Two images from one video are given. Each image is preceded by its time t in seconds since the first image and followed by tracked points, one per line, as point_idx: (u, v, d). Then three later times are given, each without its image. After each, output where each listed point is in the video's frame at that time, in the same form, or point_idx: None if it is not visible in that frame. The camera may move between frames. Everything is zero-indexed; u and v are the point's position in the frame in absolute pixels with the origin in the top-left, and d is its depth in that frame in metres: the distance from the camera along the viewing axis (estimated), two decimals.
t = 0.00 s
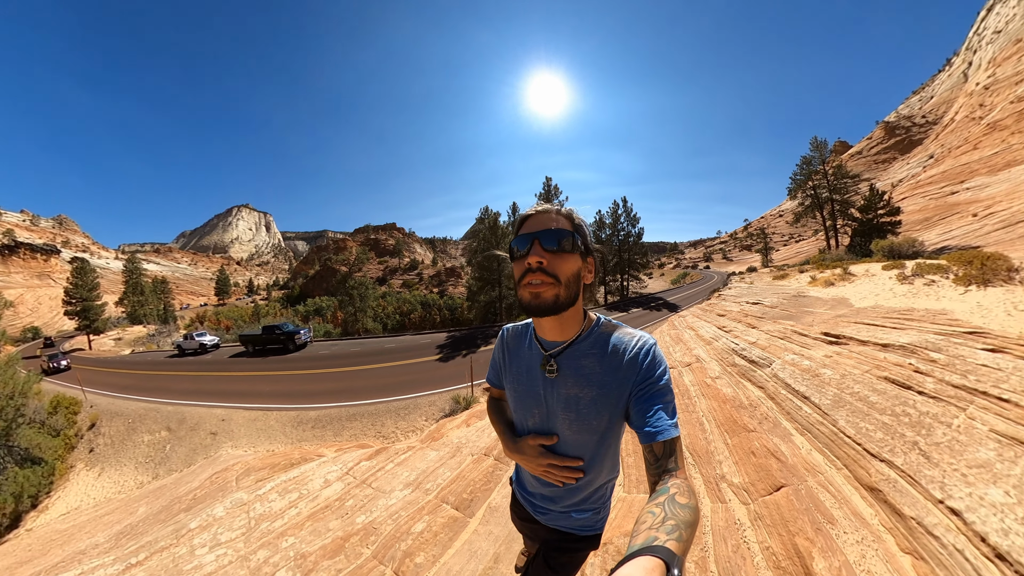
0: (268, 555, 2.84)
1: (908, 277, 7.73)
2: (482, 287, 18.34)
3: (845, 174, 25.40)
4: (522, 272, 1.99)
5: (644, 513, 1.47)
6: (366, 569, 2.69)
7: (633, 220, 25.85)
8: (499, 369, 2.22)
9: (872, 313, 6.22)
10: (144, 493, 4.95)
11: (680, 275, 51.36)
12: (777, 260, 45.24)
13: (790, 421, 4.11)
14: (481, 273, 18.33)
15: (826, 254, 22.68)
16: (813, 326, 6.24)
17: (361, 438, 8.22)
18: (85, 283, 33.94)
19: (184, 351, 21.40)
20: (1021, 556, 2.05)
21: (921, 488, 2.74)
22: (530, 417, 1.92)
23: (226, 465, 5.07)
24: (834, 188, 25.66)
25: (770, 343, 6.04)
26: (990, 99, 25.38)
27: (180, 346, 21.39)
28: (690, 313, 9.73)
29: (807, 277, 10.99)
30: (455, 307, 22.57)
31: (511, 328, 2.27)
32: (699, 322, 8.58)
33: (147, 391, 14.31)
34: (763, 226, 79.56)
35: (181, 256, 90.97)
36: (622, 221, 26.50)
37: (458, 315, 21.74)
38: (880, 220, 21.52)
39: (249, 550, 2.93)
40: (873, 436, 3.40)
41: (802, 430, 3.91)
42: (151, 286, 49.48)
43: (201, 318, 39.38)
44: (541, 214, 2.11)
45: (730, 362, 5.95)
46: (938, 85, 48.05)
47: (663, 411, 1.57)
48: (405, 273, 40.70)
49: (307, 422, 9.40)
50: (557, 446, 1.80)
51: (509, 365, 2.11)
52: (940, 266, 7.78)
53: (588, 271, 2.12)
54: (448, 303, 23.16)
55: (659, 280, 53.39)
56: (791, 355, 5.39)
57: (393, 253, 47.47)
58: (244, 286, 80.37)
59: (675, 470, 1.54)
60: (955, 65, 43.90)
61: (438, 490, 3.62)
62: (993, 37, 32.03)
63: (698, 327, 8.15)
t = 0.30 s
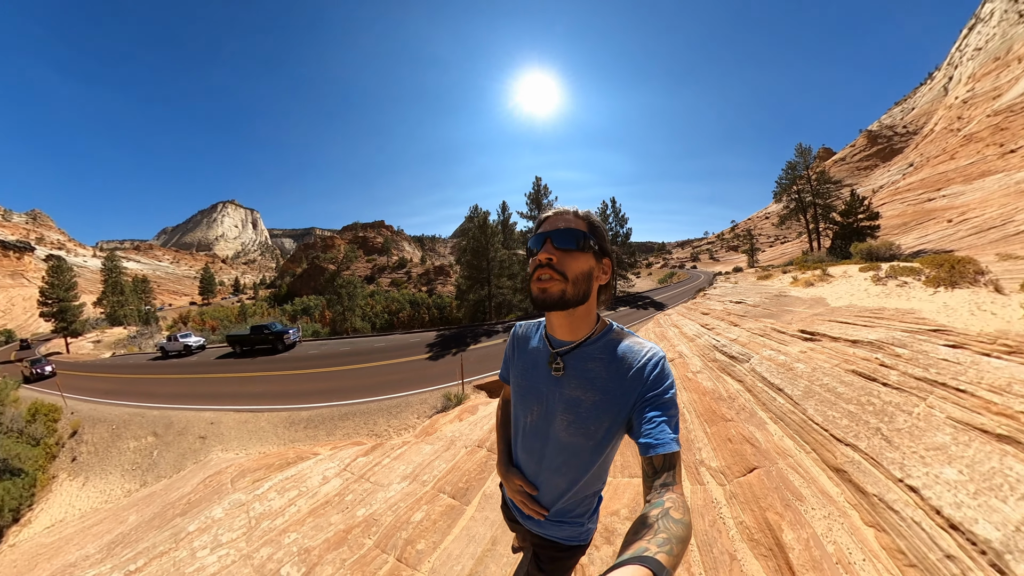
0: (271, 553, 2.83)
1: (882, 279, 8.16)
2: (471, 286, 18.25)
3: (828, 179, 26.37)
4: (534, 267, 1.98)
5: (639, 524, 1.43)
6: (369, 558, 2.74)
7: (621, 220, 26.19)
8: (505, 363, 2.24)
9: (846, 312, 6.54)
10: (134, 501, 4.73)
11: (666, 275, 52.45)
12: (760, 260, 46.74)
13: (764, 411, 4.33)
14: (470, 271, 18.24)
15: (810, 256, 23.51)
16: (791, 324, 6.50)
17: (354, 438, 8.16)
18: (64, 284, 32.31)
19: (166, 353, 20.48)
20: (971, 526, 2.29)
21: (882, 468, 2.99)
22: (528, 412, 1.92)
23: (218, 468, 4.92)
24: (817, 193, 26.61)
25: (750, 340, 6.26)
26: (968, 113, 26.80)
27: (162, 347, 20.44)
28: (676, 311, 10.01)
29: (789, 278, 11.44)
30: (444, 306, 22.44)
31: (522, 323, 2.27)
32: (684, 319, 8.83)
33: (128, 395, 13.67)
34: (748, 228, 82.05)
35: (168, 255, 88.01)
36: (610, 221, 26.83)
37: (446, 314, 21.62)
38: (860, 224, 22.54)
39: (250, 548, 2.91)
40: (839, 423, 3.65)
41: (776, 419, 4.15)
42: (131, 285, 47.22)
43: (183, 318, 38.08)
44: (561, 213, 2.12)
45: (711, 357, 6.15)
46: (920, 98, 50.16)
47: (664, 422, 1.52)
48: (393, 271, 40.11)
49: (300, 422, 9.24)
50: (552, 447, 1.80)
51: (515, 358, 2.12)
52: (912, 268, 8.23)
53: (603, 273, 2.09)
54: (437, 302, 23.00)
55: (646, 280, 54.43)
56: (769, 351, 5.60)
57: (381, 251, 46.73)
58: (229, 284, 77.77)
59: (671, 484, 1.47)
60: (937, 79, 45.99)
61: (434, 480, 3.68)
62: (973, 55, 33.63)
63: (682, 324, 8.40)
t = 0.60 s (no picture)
0: (276, 550, 2.88)
1: (865, 280, 8.46)
2: (464, 285, 18.22)
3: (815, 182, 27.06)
4: (539, 270, 1.95)
5: (639, 522, 1.42)
6: (374, 549, 2.78)
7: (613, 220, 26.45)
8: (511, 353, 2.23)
9: (828, 311, 6.78)
10: (128, 506, 4.63)
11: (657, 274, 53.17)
12: (751, 260, 47.63)
13: (746, 403, 4.45)
14: (463, 270, 18.20)
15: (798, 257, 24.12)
16: (775, 323, 6.68)
17: (349, 436, 8.10)
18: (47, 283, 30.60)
19: (153, 355, 19.88)
20: (935, 505, 2.45)
21: (854, 455, 3.14)
22: (528, 400, 1.91)
23: (214, 471, 4.84)
24: (806, 196, 27.29)
25: (736, 337, 6.43)
26: (954, 121, 27.85)
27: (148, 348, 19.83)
28: (666, 309, 10.20)
29: (778, 278, 11.74)
30: (436, 305, 22.35)
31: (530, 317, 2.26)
32: (674, 317, 9.00)
33: (115, 398, 13.22)
34: (738, 229, 83.53)
35: (151, 252, 85.07)
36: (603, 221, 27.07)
37: (439, 313, 21.54)
38: (846, 227, 23.21)
39: (254, 546, 2.95)
40: (815, 414, 3.80)
41: (757, 410, 4.25)
42: (115, 285, 45.51)
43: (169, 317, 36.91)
44: (563, 208, 2.05)
45: (699, 352, 6.29)
46: (909, 106, 51.64)
47: (665, 421, 1.49)
48: (386, 270, 39.63)
49: (295, 422, 9.11)
50: (547, 436, 1.77)
51: (521, 349, 2.11)
52: (894, 270, 8.53)
53: (608, 267, 2.03)
54: (429, 301, 22.88)
55: (638, 279, 55.09)
56: (753, 347, 5.76)
57: (373, 249, 46.11)
58: (218, 284, 75.86)
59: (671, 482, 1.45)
60: (925, 88, 47.52)
61: (433, 473, 3.70)
62: (961, 66, 34.81)
63: (672, 321, 8.57)
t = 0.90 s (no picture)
0: (276, 546, 2.88)
1: (853, 280, 8.65)
2: (458, 283, 18.19)
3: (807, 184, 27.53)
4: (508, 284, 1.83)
5: (625, 509, 1.32)
6: (374, 542, 2.81)
7: (607, 219, 26.60)
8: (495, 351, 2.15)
9: (816, 309, 6.93)
10: (123, 509, 4.55)
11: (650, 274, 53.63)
12: (743, 260, 48.26)
13: (734, 396, 4.52)
14: (457, 269, 18.15)
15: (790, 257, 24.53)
16: (765, 321, 6.80)
17: (345, 435, 8.06)
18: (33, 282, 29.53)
19: (144, 355, 19.49)
20: (912, 492, 2.56)
21: (836, 445, 3.25)
22: (510, 397, 1.82)
23: (209, 472, 4.77)
24: (798, 198, 27.73)
25: (726, 334, 6.54)
26: (943, 126, 28.57)
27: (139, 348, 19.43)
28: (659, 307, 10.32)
29: (769, 278, 11.93)
30: (430, 303, 22.30)
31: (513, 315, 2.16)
32: (666, 315, 9.11)
33: (106, 400, 12.93)
34: (731, 229, 84.62)
35: (140, 250, 83.19)
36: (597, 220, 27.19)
37: (434, 311, 21.51)
38: (837, 228, 23.66)
39: (254, 544, 2.95)
40: (799, 407, 3.90)
41: (744, 404, 4.30)
42: (104, 284, 44.38)
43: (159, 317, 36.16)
44: (530, 208, 1.85)
45: (689, 349, 6.38)
46: (899, 111, 52.65)
47: (647, 410, 1.41)
48: (380, 268, 39.31)
49: (291, 421, 9.03)
50: (531, 431, 1.70)
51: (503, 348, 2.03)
52: (881, 270, 8.74)
53: (581, 265, 1.83)
54: (423, 299, 22.79)
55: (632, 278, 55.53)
56: (742, 344, 5.86)
57: (367, 247, 45.67)
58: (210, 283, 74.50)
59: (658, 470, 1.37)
60: (916, 93, 48.55)
61: (431, 467, 3.71)
62: (951, 73, 35.62)
63: (664, 319, 8.67)
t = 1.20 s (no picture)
0: (277, 543, 2.87)
1: (846, 280, 8.76)
2: (455, 282, 18.16)
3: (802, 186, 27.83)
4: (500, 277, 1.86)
5: (630, 504, 1.30)
6: (375, 537, 2.82)
7: (604, 219, 26.69)
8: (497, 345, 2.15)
9: (808, 308, 7.02)
10: (119, 510, 4.48)
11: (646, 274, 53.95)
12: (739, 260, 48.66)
13: (727, 393, 4.56)
14: (454, 268, 18.11)
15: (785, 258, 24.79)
16: (759, 320, 6.87)
17: (343, 433, 8.03)
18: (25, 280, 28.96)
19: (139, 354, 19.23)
20: (900, 482, 2.64)
21: (825, 438, 3.32)
22: (512, 391, 1.84)
23: (207, 472, 4.72)
24: (794, 199, 28.01)
25: (720, 333, 6.60)
26: (937, 131, 29.07)
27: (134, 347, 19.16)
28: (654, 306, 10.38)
29: (763, 278, 12.03)
30: (427, 303, 22.25)
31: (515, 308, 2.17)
32: (662, 314, 9.17)
33: (100, 400, 12.74)
34: (728, 229, 85.29)
35: (132, 248, 82.01)
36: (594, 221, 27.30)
37: (430, 310, 21.48)
38: (831, 230, 23.94)
39: (255, 541, 2.93)
40: (790, 402, 3.96)
41: (738, 400, 4.34)
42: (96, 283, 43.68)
43: (153, 316, 35.73)
44: (527, 201, 1.84)
45: (684, 347, 6.42)
46: (895, 115, 53.32)
47: (651, 404, 1.40)
48: (376, 267, 39.11)
49: (288, 420, 8.97)
50: (535, 425, 1.71)
51: (504, 342, 2.03)
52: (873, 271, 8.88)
53: (577, 261, 1.75)
54: (420, 299, 22.73)
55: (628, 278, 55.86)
56: (736, 342, 5.91)
57: (364, 246, 45.43)
58: (204, 282, 73.64)
59: (663, 464, 1.36)
60: (911, 98, 49.30)
61: (430, 462, 3.72)
62: (945, 79, 36.21)
63: (660, 318, 8.72)
